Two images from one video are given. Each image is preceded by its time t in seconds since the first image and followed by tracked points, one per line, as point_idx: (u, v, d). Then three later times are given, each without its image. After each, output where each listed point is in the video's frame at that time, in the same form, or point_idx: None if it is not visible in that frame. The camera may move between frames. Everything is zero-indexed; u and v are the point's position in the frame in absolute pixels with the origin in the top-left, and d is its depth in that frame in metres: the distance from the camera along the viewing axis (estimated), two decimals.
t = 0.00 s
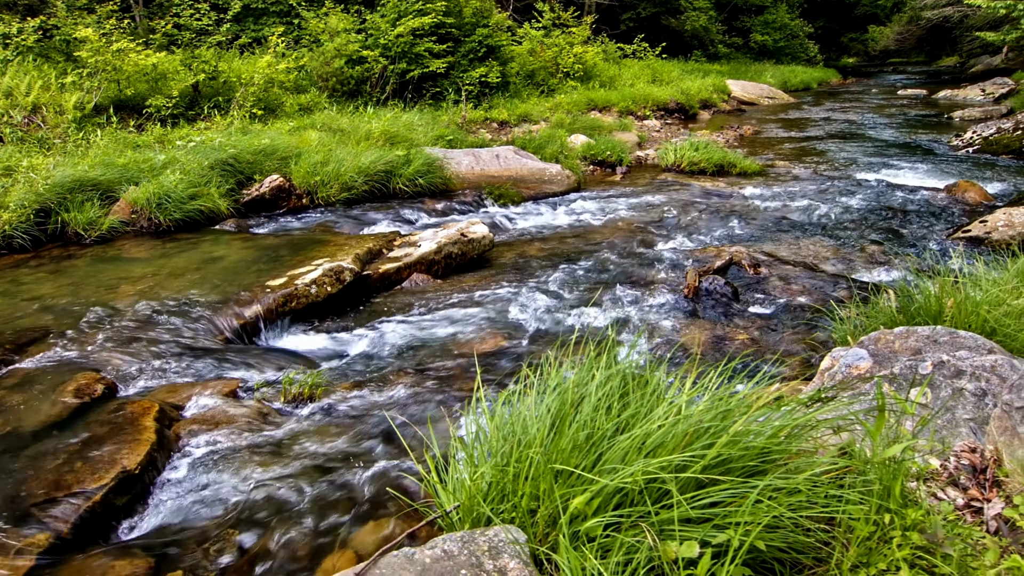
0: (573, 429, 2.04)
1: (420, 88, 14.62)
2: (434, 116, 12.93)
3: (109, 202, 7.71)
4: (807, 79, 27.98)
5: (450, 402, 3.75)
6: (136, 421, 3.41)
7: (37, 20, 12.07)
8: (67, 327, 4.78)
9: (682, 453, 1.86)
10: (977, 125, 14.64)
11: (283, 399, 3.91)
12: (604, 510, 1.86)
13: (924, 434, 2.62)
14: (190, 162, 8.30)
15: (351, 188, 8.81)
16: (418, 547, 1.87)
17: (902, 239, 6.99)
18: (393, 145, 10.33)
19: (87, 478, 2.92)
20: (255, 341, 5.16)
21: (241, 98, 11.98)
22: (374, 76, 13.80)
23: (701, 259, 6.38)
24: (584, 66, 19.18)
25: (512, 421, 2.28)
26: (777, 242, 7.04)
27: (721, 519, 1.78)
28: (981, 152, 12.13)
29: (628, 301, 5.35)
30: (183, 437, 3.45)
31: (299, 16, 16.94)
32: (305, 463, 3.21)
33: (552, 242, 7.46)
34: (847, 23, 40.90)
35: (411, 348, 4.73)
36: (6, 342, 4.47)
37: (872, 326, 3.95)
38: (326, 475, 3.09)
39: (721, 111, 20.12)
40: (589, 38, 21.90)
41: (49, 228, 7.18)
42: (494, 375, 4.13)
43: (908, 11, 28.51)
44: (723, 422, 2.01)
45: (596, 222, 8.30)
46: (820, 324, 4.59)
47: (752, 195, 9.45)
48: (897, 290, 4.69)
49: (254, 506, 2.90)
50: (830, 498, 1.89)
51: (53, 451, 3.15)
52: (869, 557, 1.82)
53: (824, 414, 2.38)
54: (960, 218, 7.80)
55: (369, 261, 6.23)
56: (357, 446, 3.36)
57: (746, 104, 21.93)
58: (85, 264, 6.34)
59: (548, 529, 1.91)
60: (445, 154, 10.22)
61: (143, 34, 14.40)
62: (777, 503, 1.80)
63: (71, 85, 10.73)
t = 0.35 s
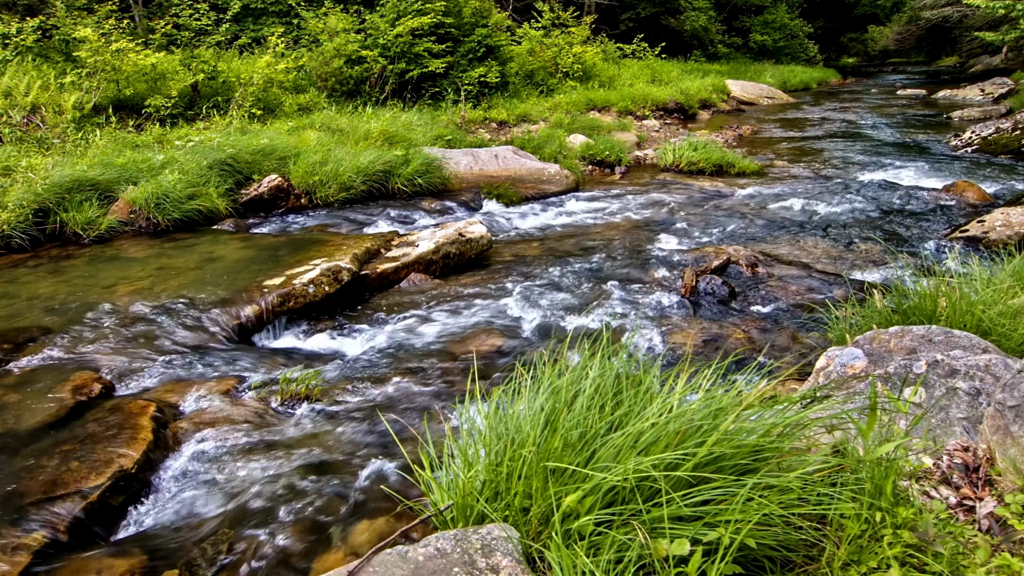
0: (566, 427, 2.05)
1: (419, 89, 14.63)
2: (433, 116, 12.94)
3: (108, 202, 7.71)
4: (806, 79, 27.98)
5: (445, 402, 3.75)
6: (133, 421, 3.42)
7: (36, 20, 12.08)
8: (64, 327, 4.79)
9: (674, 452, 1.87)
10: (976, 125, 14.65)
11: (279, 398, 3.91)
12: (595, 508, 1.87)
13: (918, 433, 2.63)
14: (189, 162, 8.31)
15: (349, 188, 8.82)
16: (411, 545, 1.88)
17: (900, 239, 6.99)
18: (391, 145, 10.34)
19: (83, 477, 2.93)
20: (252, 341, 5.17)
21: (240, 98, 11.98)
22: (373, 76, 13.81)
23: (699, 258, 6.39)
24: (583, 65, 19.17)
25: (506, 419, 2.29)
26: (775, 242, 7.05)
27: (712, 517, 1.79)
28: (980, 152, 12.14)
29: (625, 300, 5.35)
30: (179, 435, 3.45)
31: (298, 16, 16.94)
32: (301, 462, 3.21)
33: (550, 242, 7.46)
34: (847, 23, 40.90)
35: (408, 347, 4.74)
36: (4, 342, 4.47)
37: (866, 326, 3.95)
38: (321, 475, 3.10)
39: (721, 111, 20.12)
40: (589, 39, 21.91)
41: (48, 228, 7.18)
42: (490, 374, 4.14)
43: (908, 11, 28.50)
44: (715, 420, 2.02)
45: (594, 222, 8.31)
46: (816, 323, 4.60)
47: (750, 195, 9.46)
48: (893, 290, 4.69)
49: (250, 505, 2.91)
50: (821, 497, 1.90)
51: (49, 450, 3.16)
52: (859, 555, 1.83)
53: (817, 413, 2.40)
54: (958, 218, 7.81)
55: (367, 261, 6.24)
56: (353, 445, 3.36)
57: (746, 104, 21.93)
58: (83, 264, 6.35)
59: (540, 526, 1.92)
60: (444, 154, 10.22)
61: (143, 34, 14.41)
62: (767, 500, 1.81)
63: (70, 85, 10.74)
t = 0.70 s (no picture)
0: (559, 426, 2.06)
1: (418, 88, 14.64)
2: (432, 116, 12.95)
3: (107, 202, 7.71)
4: (806, 79, 28.00)
5: (442, 402, 3.76)
6: (131, 421, 3.43)
7: (35, 20, 12.09)
8: (63, 326, 4.80)
9: (666, 451, 1.88)
10: (975, 125, 14.66)
11: (277, 398, 3.92)
12: (588, 506, 1.87)
13: (913, 432, 2.64)
14: (188, 162, 8.31)
15: (348, 188, 8.82)
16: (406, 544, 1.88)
17: (898, 238, 7.00)
18: (390, 145, 10.34)
19: (80, 476, 2.93)
20: (250, 340, 5.17)
21: (240, 98, 11.99)
22: (372, 76, 13.82)
23: (697, 258, 6.40)
24: (582, 65, 19.19)
25: (500, 418, 2.30)
26: (774, 242, 7.05)
27: (704, 516, 1.80)
28: (979, 152, 12.15)
29: (622, 300, 5.36)
30: (177, 435, 3.46)
31: (297, 16, 16.94)
32: (298, 462, 3.22)
33: (548, 241, 7.47)
34: (847, 23, 40.92)
35: (405, 347, 4.75)
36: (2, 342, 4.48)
37: (862, 326, 3.96)
38: (319, 474, 3.10)
39: (720, 111, 20.13)
40: (588, 39, 21.91)
41: (47, 228, 7.19)
42: (487, 373, 4.15)
43: (907, 11, 28.51)
44: (708, 418, 2.03)
45: (593, 222, 8.31)
46: (812, 323, 4.61)
47: (749, 194, 9.46)
48: (890, 289, 4.70)
49: (246, 504, 2.91)
50: (813, 495, 1.91)
51: (47, 449, 3.16)
52: (850, 553, 1.84)
53: (811, 411, 2.40)
54: (956, 218, 7.81)
55: (365, 261, 6.25)
56: (351, 444, 3.37)
57: (745, 104, 21.94)
58: (82, 264, 6.36)
59: (534, 524, 1.93)
60: (443, 154, 10.22)
61: (142, 34, 14.42)
62: (759, 498, 1.82)
63: (70, 86, 10.75)
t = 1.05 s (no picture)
0: (553, 425, 2.07)
1: (417, 88, 14.65)
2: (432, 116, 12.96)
3: (106, 202, 7.72)
4: (805, 79, 28.00)
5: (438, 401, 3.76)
6: (128, 420, 3.43)
7: (35, 20, 12.10)
8: (62, 326, 4.80)
9: (659, 449, 1.89)
10: (974, 125, 14.66)
11: (274, 397, 3.92)
12: (582, 505, 1.88)
13: (907, 431, 2.65)
14: (187, 162, 8.32)
15: (347, 188, 8.83)
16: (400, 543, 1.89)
17: (896, 238, 7.01)
18: (389, 145, 10.35)
19: (78, 476, 2.93)
20: (248, 340, 5.18)
21: (239, 98, 11.99)
22: (372, 76, 13.82)
23: (695, 258, 6.40)
24: (581, 65, 19.19)
25: (495, 417, 2.30)
26: (772, 242, 7.05)
27: (696, 514, 1.81)
28: (978, 152, 12.15)
29: (620, 301, 5.36)
30: (173, 436, 3.46)
31: (296, 16, 16.96)
32: (295, 461, 3.22)
33: (547, 241, 7.48)
34: (846, 23, 40.93)
35: (403, 347, 4.76)
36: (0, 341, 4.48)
37: (858, 326, 3.97)
38: (316, 473, 3.11)
39: (719, 111, 20.13)
40: (587, 39, 21.92)
41: (46, 228, 7.19)
42: (484, 373, 4.16)
43: (907, 10, 28.51)
44: (701, 417, 2.04)
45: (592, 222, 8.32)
46: (809, 323, 4.61)
47: (748, 194, 9.47)
48: (887, 288, 4.71)
49: (243, 503, 2.92)
50: (805, 494, 1.92)
51: (44, 449, 3.16)
52: (843, 552, 1.84)
53: (804, 411, 2.42)
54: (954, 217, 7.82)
55: (364, 261, 6.25)
56: (348, 444, 3.38)
57: (745, 104, 21.94)
58: (81, 263, 6.36)
59: (528, 523, 1.94)
60: (442, 154, 10.22)
61: (141, 34, 14.43)
62: (751, 497, 1.83)
63: (69, 86, 10.75)
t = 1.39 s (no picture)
0: (547, 425, 2.08)
1: (417, 88, 14.66)
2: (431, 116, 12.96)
3: (104, 202, 7.72)
4: (805, 79, 28.00)
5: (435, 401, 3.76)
6: (125, 420, 3.43)
7: (34, 20, 12.11)
8: (60, 326, 4.81)
9: (652, 448, 1.89)
10: (973, 125, 14.65)
11: (272, 397, 3.93)
12: (575, 504, 1.89)
13: (902, 430, 2.65)
14: (185, 162, 8.32)
15: (346, 188, 8.83)
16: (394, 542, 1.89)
17: (894, 238, 7.01)
18: (388, 145, 10.35)
19: (74, 476, 2.94)
20: (246, 340, 5.19)
21: (238, 98, 11.99)
22: (371, 76, 13.83)
23: (694, 258, 6.41)
24: (581, 65, 19.20)
25: (489, 417, 2.31)
26: (770, 242, 7.05)
27: (688, 513, 1.81)
28: (977, 152, 12.14)
29: (618, 300, 5.37)
30: (170, 436, 3.46)
31: (296, 16, 16.96)
32: (292, 461, 3.23)
33: (545, 241, 7.49)
34: (846, 23, 40.94)
35: (400, 347, 4.77)
36: None
37: (855, 325, 3.97)
38: (312, 473, 3.11)
39: (719, 111, 20.14)
40: (587, 39, 21.92)
41: (44, 228, 7.20)
42: (481, 373, 4.16)
43: (907, 10, 28.49)
44: (694, 417, 2.05)
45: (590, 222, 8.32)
46: (805, 323, 4.62)
47: (747, 194, 9.46)
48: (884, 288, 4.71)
49: (239, 503, 2.92)
50: (798, 494, 1.92)
51: (40, 449, 3.16)
52: (835, 551, 1.85)
53: (799, 411, 2.42)
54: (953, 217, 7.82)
55: (362, 260, 6.26)
56: (345, 444, 3.38)
57: (744, 104, 21.94)
58: (80, 263, 6.37)
59: (521, 522, 1.94)
60: (440, 154, 10.22)
61: (141, 34, 14.43)
62: (744, 496, 1.84)
63: (68, 85, 10.76)
